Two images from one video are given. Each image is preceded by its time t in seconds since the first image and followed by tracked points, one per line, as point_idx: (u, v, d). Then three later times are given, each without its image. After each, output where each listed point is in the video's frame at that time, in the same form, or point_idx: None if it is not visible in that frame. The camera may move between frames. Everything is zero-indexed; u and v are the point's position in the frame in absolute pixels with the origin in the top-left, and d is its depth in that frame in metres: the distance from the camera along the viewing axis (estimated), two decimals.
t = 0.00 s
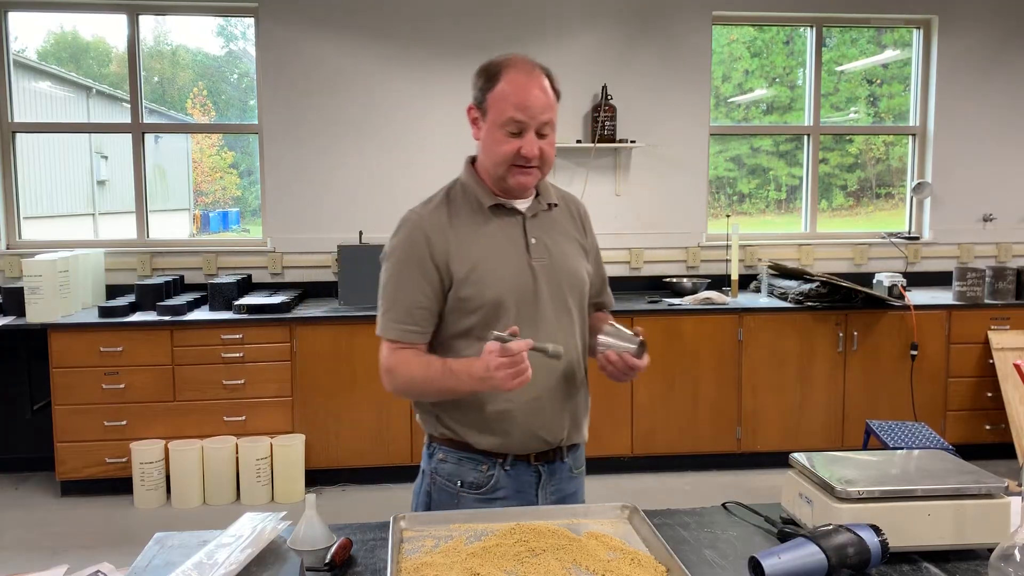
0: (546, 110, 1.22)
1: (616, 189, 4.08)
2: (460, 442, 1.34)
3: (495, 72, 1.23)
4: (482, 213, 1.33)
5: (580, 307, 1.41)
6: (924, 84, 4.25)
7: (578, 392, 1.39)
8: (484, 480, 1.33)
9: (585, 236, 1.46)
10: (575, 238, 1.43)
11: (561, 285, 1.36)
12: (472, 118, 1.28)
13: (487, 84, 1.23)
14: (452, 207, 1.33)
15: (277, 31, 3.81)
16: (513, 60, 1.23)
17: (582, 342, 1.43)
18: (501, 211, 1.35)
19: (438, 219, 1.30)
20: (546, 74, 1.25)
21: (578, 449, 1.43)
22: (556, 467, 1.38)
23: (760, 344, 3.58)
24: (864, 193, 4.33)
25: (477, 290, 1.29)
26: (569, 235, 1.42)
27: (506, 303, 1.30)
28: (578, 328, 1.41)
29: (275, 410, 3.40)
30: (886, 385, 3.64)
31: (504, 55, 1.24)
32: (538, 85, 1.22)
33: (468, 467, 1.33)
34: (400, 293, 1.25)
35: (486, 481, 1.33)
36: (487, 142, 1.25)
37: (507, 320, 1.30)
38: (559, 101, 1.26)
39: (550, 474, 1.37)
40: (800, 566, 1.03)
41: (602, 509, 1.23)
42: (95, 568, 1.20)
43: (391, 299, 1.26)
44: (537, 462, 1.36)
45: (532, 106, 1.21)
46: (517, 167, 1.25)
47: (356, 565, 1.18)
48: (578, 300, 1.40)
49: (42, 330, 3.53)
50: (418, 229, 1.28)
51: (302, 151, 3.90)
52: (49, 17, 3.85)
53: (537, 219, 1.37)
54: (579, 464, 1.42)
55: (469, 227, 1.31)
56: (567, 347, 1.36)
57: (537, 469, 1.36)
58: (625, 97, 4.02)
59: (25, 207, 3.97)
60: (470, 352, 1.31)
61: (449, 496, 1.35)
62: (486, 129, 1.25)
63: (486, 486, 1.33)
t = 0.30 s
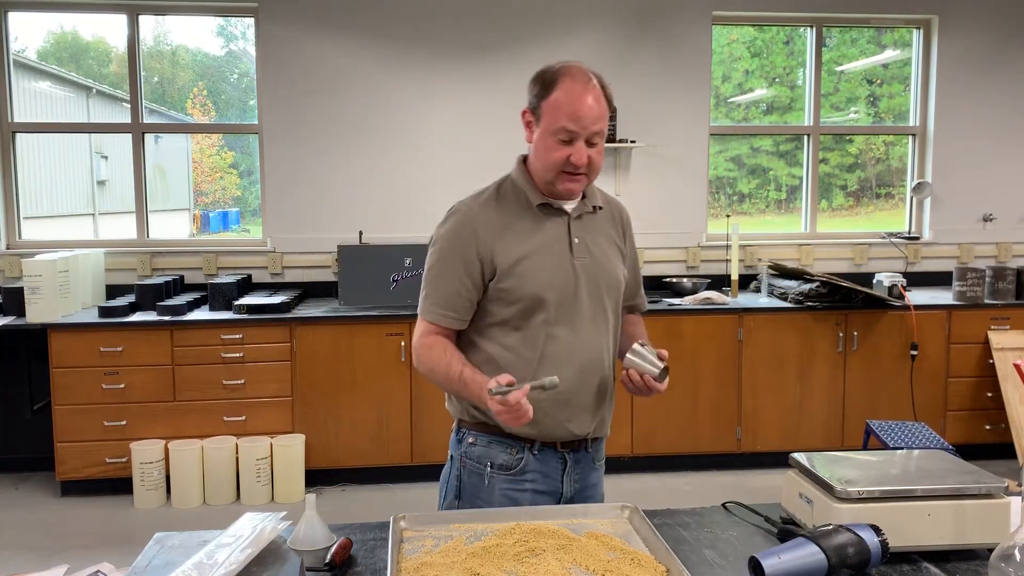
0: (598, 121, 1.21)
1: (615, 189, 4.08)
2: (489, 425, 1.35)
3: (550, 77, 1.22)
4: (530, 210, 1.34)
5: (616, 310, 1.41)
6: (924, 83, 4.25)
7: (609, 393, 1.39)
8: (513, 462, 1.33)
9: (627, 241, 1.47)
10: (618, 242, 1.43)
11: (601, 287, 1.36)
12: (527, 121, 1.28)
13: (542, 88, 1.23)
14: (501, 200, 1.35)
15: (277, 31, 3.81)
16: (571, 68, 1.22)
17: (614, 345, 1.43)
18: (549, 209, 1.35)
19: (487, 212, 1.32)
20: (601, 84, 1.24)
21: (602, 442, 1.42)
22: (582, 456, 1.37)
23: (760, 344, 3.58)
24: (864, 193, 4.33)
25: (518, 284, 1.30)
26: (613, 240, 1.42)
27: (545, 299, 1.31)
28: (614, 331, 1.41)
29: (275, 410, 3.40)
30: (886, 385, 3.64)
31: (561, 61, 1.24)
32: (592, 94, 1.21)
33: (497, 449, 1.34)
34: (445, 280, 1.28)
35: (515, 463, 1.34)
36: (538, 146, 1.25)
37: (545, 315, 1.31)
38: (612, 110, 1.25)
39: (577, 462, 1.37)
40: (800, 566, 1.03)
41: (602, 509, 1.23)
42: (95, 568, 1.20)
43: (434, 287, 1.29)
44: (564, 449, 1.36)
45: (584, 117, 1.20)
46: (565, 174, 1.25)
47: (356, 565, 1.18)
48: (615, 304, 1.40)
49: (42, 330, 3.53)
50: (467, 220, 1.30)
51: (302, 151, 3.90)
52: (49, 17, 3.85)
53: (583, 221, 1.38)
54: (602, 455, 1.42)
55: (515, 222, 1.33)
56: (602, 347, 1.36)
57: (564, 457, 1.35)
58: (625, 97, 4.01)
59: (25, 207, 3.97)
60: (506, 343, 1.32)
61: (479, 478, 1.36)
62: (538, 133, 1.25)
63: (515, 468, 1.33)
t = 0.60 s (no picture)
0: (622, 123, 1.21)
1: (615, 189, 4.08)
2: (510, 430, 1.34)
3: (576, 77, 1.23)
4: (549, 209, 1.34)
5: (628, 314, 1.41)
6: (924, 83, 4.25)
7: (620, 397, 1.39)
8: (541, 465, 1.33)
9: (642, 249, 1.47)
10: (633, 248, 1.43)
11: (615, 291, 1.37)
12: (551, 121, 1.28)
13: (568, 89, 1.23)
14: (521, 198, 1.35)
15: (277, 31, 3.81)
16: (598, 69, 1.22)
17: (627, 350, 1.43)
18: (569, 210, 1.35)
19: (507, 209, 1.32)
20: (627, 88, 1.24)
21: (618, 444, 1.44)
22: (602, 458, 1.40)
23: (760, 344, 3.58)
24: (864, 193, 4.33)
25: (535, 282, 1.30)
26: (630, 246, 1.42)
27: (561, 299, 1.30)
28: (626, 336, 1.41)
29: (275, 410, 3.40)
30: (886, 385, 3.64)
31: (588, 63, 1.24)
32: (618, 96, 1.21)
33: (523, 453, 1.33)
34: (462, 273, 1.29)
35: (543, 465, 1.34)
36: (561, 147, 1.25)
37: (559, 315, 1.30)
38: (637, 113, 1.25)
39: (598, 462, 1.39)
40: (800, 566, 1.03)
41: (602, 509, 1.23)
42: (95, 568, 1.20)
43: (448, 279, 1.29)
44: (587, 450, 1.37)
45: (608, 118, 1.20)
46: (586, 175, 1.26)
47: (356, 565, 1.18)
48: (627, 309, 1.40)
49: (42, 330, 3.53)
50: (485, 216, 1.31)
51: (302, 151, 3.90)
52: (49, 17, 3.85)
53: (602, 224, 1.38)
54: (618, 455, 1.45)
55: (533, 221, 1.33)
56: (615, 350, 1.37)
57: (587, 459, 1.37)
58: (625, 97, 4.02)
59: (25, 207, 3.97)
60: (520, 342, 1.32)
61: (508, 485, 1.35)
62: (562, 134, 1.25)
63: (544, 470, 1.33)
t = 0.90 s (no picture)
0: (633, 106, 1.23)
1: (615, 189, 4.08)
2: (543, 443, 1.35)
3: (581, 65, 1.23)
4: (553, 210, 1.34)
5: (644, 299, 1.44)
6: (924, 83, 4.25)
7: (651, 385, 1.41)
8: (572, 478, 1.34)
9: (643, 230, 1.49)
10: (637, 233, 1.45)
11: (630, 279, 1.38)
12: (553, 111, 1.26)
13: (573, 76, 1.23)
14: (521, 201, 1.33)
15: (277, 31, 3.81)
16: (601, 56, 1.23)
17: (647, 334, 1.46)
18: (570, 205, 1.35)
19: (512, 215, 1.30)
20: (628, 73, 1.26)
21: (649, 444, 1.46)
22: (634, 463, 1.41)
23: (760, 344, 3.58)
24: (864, 193, 4.33)
25: (553, 285, 1.29)
26: (633, 230, 1.44)
27: (583, 299, 1.30)
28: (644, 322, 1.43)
29: (275, 410, 3.40)
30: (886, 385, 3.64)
31: (586, 49, 1.24)
32: (626, 81, 1.22)
33: (554, 467, 1.34)
34: (479, 290, 1.26)
35: (573, 479, 1.34)
36: (573, 134, 1.23)
37: (583, 316, 1.30)
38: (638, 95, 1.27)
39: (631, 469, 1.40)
40: (800, 566, 1.03)
41: (602, 509, 1.23)
42: (95, 568, 1.20)
43: (468, 303, 1.26)
44: (618, 459, 1.38)
45: (623, 101, 1.21)
46: (602, 163, 1.25)
47: (356, 565, 1.18)
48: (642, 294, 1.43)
49: (42, 330, 3.53)
50: (491, 227, 1.28)
51: (301, 151, 3.90)
52: (49, 17, 3.85)
53: (603, 215, 1.39)
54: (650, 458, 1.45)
55: (541, 224, 1.32)
56: (639, 339, 1.39)
57: (619, 466, 1.38)
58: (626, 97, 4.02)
59: (25, 207, 3.97)
60: (547, 350, 1.31)
61: (539, 498, 1.36)
62: (572, 122, 1.23)
63: (575, 484, 1.34)
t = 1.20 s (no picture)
0: (643, 114, 1.22)
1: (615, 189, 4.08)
2: (552, 448, 1.36)
3: (589, 71, 1.22)
4: (562, 215, 1.34)
5: (656, 301, 1.45)
6: (924, 83, 4.25)
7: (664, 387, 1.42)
8: (580, 483, 1.35)
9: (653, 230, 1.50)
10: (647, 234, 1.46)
11: (642, 283, 1.39)
12: (560, 119, 1.26)
13: (580, 84, 1.22)
14: (530, 206, 1.33)
15: (277, 31, 3.81)
16: (609, 61, 1.22)
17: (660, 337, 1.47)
18: (580, 209, 1.36)
19: (521, 222, 1.30)
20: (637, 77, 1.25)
21: (667, 442, 1.46)
22: (648, 463, 1.41)
23: (761, 345, 3.58)
24: (864, 193, 4.33)
25: (564, 292, 1.29)
26: (642, 232, 1.44)
27: (596, 305, 1.31)
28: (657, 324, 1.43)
29: (275, 410, 3.40)
30: (886, 385, 3.64)
31: (593, 54, 1.23)
32: (636, 87, 1.21)
33: (562, 472, 1.35)
34: (488, 300, 1.25)
35: (582, 484, 1.35)
36: (581, 144, 1.23)
37: (597, 322, 1.31)
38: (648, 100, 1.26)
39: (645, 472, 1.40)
40: (800, 566, 1.03)
41: (602, 508, 1.23)
42: (95, 568, 1.20)
43: (477, 313, 1.25)
44: (631, 461, 1.38)
45: (632, 109, 1.20)
46: (612, 172, 1.25)
47: (356, 565, 1.18)
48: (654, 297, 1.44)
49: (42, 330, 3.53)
50: (500, 235, 1.27)
51: (301, 151, 3.90)
52: (49, 17, 3.85)
53: (612, 218, 1.40)
54: (668, 453, 1.45)
55: (551, 231, 1.32)
56: (651, 343, 1.39)
57: (631, 469, 1.38)
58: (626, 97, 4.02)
59: (25, 207, 3.96)
60: (559, 358, 1.32)
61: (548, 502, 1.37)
62: (580, 131, 1.23)
63: (583, 489, 1.35)
